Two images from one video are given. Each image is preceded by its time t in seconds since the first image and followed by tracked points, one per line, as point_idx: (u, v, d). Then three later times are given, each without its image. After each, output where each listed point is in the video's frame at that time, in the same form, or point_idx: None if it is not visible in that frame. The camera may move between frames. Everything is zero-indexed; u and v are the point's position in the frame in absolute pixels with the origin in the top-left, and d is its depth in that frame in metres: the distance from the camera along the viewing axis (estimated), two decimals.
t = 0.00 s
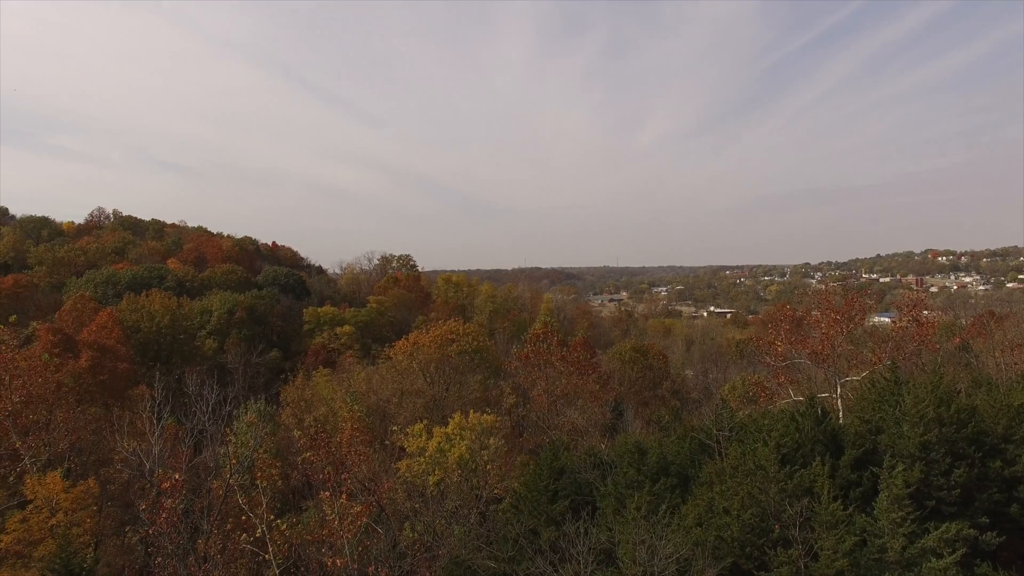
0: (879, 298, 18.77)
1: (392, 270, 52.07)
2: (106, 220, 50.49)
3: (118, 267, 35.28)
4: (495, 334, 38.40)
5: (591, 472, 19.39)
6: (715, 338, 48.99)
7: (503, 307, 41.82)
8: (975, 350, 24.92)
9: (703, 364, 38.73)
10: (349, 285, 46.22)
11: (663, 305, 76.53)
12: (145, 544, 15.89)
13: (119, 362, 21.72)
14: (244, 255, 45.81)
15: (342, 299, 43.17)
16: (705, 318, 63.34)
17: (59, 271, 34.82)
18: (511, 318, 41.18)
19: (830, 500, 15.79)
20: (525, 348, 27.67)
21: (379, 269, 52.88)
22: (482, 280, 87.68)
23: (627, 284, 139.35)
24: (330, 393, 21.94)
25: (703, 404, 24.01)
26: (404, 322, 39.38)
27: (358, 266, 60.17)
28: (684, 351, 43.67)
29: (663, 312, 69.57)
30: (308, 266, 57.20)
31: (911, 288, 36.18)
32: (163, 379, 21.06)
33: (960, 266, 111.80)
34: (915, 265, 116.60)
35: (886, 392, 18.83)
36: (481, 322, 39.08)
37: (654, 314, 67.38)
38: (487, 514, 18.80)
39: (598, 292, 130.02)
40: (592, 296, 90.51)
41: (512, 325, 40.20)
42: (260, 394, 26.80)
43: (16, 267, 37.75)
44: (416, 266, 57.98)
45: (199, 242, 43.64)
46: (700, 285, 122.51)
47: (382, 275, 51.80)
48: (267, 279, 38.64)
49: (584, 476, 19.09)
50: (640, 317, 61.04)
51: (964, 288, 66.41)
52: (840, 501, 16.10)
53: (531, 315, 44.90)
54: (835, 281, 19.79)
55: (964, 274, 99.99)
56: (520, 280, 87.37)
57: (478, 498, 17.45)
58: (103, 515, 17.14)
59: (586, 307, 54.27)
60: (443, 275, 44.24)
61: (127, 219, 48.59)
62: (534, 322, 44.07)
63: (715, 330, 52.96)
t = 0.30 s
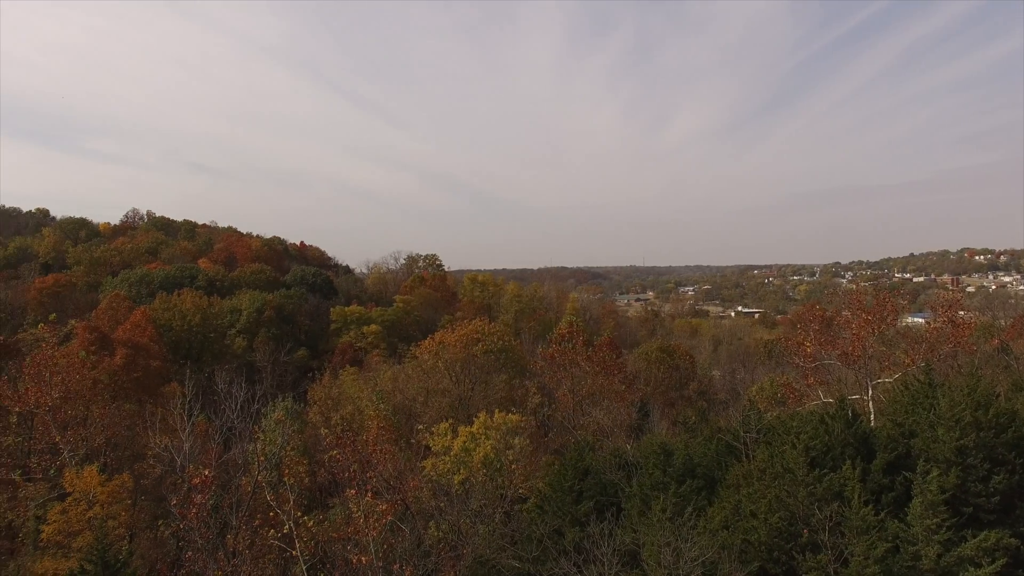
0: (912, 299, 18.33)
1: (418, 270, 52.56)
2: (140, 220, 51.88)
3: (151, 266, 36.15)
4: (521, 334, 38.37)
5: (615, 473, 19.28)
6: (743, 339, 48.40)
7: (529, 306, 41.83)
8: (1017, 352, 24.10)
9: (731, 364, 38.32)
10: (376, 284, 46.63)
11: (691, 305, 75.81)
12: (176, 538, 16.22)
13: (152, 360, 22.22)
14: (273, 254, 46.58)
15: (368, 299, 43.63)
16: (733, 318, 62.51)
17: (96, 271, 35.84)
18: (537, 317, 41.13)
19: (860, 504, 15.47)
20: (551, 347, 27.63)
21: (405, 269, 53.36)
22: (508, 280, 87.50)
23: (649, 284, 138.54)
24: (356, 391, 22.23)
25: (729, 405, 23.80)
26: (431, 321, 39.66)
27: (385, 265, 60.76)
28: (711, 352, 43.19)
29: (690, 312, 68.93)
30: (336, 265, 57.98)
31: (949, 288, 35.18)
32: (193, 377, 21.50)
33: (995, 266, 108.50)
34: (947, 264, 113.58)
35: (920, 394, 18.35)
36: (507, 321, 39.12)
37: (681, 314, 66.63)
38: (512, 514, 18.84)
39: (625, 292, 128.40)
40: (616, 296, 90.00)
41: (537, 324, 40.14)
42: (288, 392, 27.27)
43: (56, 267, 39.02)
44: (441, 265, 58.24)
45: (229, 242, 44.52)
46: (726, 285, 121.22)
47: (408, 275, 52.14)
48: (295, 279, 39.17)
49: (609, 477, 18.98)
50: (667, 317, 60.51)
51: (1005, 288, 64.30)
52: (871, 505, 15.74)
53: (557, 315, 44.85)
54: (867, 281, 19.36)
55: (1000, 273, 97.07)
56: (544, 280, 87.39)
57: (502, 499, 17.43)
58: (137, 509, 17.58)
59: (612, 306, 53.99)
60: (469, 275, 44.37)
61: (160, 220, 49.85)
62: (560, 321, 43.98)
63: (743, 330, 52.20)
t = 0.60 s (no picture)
0: (939, 299, 17.95)
1: (440, 269, 53.07)
2: (167, 220, 52.96)
3: (177, 266, 36.76)
4: (542, 333, 38.30)
5: (636, 474, 19.17)
6: (767, 339, 47.82)
7: (550, 306, 41.78)
8: None
9: (755, 365, 37.90)
10: (398, 283, 46.98)
11: (712, 305, 75.07)
12: (201, 534, 16.48)
13: (177, 358, 22.63)
14: (296, 254, 46.96)
15: (390, 298, 43.96)
16: (756, 317, 61.80)
17: (124, 271, 36.58)
18: (558, 317, 41.03)
19: (886, 508, 15.17)
20: (572, 347, 27.58)
21: (425, 268, 53.78)
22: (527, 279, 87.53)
23: (666, 284, 137.67)
24: (377, 390, 22.41)
25: (752, 406, 23.55)
26: (451, 321, 39.80)
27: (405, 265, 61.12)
28: (734, 352, 42.75)
29: (711, 312, 68.27)
30: (357, 264, 58.52)
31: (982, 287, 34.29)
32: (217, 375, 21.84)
33: None
34: (973, 264, 110.97)
35: (949, 396, 17.94)
36: (527, 321, 39.11)
37: (703, 314, 65.98)
38: (532, 514, 18.84)
39: (648, 292, 126.92)
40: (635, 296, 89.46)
41: (558, 323, 40.01)
42: (310, 390, 27.59)
43: (87, 266, 39.99)
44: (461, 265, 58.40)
45: (254, 241, 45.21)
46: (746, 285, 120.01)
47: (430, 274, 52.40)
48: (317, 278, 39.47)
49: (630, 478, 18.88)
50: (688, 317, 60.00)
51: None
52: (897, 510, 15.42)
53: (578, 314, 44.78)
54: (894, 280, 19.00)
55: None
56: (563, 279, 87.24)
57: (521, 498, 17.39)
58: (163, 504, 17.91)
59: (633, 306, 53.69)
60: (489, 275, 44.42)
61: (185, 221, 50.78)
62: (580, 321, 43.88)
63: (768, 330, 51.52)
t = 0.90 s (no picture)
0: (976, 298, 17.47)
1: (465, 268, 53.53)
2: (198, 220, 54.18)
3: (207, 266, 37.51)
4: (567, 333, 38.25)
5: (661, 475, 19.01)
6: (796, 339, 47.04)
7: (574, 305, 41.71)
8: None
9: (784, 365, 37.33)
10: (423, 283, 47.39)
11: (738, 304, 74.09)
12: (229, 529, 16.76)
13: (207, 356, 23.12)
14: (323, 254, 47.66)
15: (415, 297, 44.32)
16: (785, 318, 60.78)
17: (156, 270, 37.46)
18: (582, 316, 40.89)
19: (919, 513, 14.79)
20: (597, 346, 27.48)
21: (451, 267, 54.22)
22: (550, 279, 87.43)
23: (687, 284, 136.33)
24: (403, 389, 22.60)
25: (779, 407, 23.21)
26: (475, 320, 39.90)
27: (429, 264, 61.46)
28: (761, 353, 42.26)
29: (738, 312, 67.44)
30: (383, 263, 59.08)
31: None
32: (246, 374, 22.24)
33: None
34: (1008, 264, 107.72)
35: (986, 400, 17.43)
36: (551, 320, 39.06)
37: (729, 314, 65.18)
38: (556, 514, 18.82)
39: (671, 292, 125.74)
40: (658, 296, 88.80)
41: (583, 323, 39.92)
42: (336, 389, 27.94)
43: (121, 266, 41.11)
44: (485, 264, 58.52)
45: (282, 241, 45.99)
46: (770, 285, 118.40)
47: (454, 274, 52.64)
48: (343, 277, 39.94)
49: (655, 479, 18.72)
50: (715, 317, 59.28)
51: None
52: (930, 516, 15.02)
53: (603, 314, 44.62)
54: (928, 280, 18.54)
55: None
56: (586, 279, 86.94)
57: (545, 498, 17.33)
58: (194, 499, 18.29)
59: (659, 306, 53.26)
60: (514, 274, 44.45)
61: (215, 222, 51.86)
62: (605, 320, 43.67)
63: (797, 331, 50.67)
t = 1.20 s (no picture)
0: (1005, 298, 17.08)
1: (486, 268, 53.91)
2: (221, 220, 55.01)
3: (230, 265, 37.98)
4: (586, 333, 38.19)
5: (680, 477, 18.86)
6: (818, 340, 46.61)
7: (594, 305, 41.61)
8: None
9: (807, 366, 36.89)
10: (443, 283, 47.62)
11: (759, 304, 73.34)
12: (251, 526, 16.93)
13: (229, 355, 23.48)
14: (344, 254, 48.05)
15: (435, 297, 44.53)
16: (808, 317, 60.03)
17: (180, 270, 38.07)
18: (602, 316, 40.76)
19: (947, 518, 14.45)
20: (616, 347, 27.38)
21: (470, 267, 54.34)
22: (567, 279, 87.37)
23: (704, 284, 135.31)
24: (421, 389, 22.77)
25: (800, 409, 22.97)
26: (494, 320, 40.03)
27: (448, 264, 61.69)
28: (782, 353, 41.85)
29: (760, 312, 66.84)
30: (403, 263, 59.43)
31: None
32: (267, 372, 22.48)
33: None
34: None
35: (1016, 402, 16.99)
36: (571, 320, 39.02)
37: (751, 313, 64.53)
38: (575, 514, 18.79)
39: (693, 292, 124.30)
40: (677, 296, 88.22)
41: (603, 323, 39.79)
42: (356, 388, 28.19)
43: (147, 266, 41.83)
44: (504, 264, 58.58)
45: (303, 242, 46.51)
46: (790, 285, 117.14)
47: (474, 274, 52.79)
48: (364, 277, 40.22)
49: (675, 481, 18.59)
50: (736, 317, 58.74)
51: None
52: (958, 521, 14.67)
53: (623, 313, 44.44)
54: (956, 279, 18.15)
55: None
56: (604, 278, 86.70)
57: (564, 499, 17.26)
58: (216, 496, 18.56)
59: (680, 305, 52.93)
60: (533, 274, 44.45)
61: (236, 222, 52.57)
62: (626, 320, 43.49)
63: (820, 331, 50.04)
